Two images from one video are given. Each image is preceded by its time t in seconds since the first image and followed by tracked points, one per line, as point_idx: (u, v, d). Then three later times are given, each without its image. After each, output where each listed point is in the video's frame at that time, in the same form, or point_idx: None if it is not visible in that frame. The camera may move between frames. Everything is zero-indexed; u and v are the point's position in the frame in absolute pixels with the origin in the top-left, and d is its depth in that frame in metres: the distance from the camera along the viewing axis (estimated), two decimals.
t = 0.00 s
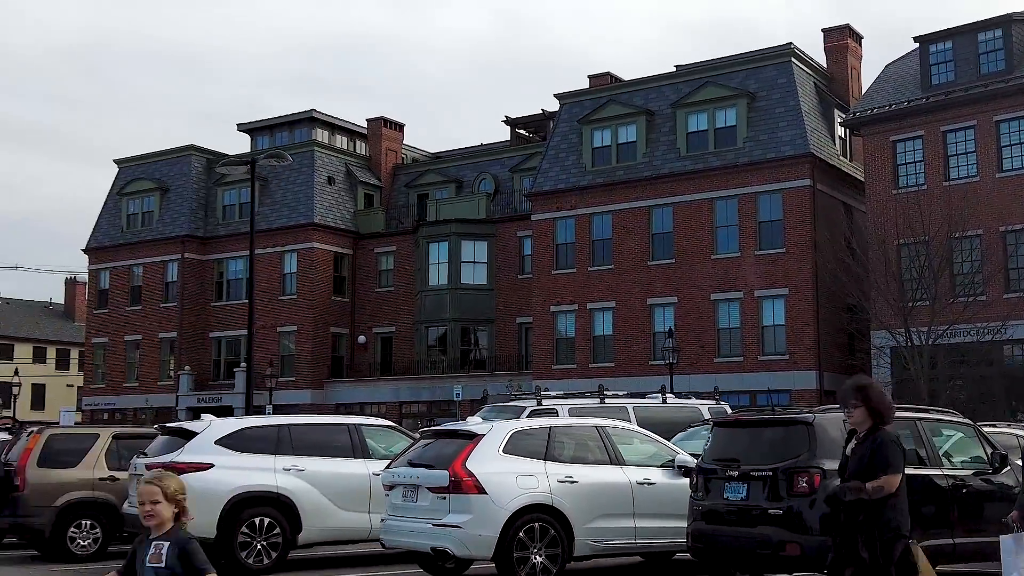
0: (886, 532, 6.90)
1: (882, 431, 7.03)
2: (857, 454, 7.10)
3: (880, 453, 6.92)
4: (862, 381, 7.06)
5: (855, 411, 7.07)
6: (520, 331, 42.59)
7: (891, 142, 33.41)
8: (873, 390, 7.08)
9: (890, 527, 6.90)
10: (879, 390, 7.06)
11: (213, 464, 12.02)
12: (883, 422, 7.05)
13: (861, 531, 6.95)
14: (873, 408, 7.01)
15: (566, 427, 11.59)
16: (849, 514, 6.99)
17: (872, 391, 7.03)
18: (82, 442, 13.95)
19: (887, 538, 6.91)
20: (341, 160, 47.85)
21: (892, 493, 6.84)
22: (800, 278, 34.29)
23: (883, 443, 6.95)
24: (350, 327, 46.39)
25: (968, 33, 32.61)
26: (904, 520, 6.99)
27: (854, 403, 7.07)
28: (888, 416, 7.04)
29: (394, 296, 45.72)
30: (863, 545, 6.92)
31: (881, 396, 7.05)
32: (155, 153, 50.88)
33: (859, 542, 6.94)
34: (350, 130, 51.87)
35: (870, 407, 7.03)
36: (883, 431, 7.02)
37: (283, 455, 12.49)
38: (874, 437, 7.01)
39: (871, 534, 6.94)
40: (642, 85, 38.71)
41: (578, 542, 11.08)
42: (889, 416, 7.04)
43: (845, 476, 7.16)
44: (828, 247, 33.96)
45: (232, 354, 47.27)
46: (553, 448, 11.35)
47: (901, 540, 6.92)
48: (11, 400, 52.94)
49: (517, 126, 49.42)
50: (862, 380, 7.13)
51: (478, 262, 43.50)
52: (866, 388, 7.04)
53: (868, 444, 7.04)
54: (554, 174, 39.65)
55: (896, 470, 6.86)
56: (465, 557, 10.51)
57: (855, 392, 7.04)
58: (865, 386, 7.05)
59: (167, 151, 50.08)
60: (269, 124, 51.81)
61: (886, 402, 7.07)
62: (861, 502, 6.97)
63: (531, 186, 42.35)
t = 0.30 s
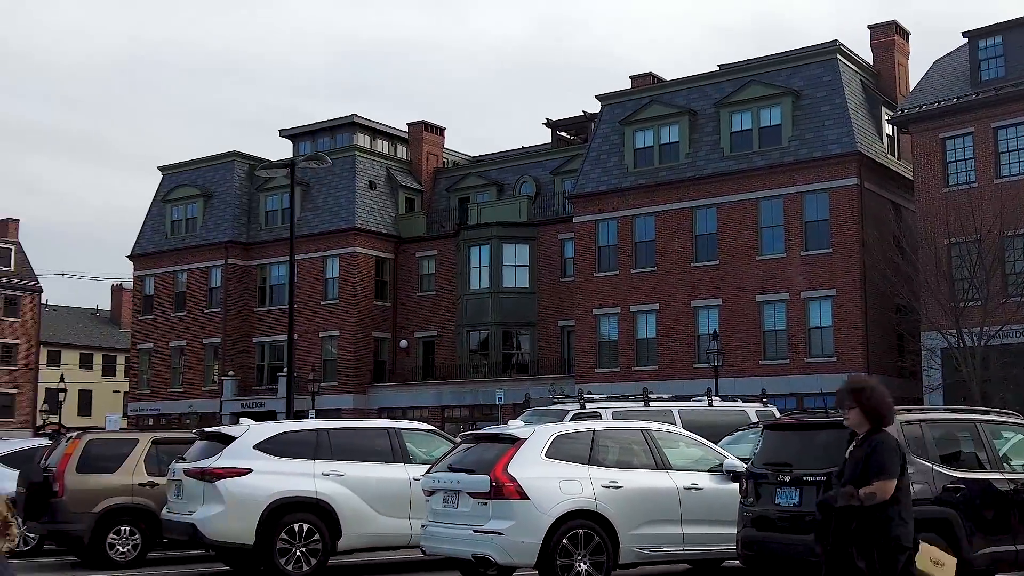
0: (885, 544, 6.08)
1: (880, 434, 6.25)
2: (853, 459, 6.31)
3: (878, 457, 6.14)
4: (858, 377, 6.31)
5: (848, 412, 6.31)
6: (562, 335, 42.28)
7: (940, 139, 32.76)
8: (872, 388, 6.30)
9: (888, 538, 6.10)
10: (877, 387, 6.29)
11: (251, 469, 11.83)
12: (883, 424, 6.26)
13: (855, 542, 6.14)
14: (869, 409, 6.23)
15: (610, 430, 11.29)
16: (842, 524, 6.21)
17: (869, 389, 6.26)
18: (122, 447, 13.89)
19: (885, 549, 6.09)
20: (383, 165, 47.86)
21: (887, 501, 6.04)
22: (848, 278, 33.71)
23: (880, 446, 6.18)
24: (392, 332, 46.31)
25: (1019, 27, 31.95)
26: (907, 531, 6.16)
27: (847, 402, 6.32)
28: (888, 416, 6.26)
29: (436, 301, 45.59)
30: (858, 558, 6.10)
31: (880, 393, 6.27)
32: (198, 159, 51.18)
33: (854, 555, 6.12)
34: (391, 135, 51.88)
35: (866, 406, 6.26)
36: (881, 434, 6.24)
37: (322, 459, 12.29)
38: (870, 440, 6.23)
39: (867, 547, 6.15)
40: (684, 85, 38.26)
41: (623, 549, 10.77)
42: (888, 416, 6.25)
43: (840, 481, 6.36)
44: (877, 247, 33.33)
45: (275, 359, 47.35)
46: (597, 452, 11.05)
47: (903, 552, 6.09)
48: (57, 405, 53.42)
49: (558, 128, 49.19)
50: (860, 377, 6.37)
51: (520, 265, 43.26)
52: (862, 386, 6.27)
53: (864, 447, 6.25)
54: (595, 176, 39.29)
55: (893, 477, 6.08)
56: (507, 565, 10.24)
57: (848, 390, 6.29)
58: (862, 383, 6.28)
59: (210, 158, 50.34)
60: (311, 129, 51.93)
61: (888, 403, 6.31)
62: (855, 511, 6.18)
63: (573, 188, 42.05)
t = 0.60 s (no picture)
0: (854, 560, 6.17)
1: (849, 447, 6.28)
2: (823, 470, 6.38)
3: (846, 474, 6.19)
4: (827, 390, 6.34)
5: (817, 425, 6.35)
6: (585, 339, 41.92)
7: (969, 140, 32.26)
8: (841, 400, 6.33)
9: (859, 556, 6.16)
10: (846, 400, 6.31)
11: (267, 476, 11.58)
12: (851, 437, 6.30)
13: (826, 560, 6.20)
14: (836, 423, 6.28)
15: (633, 437, 10.98)
16: (814, 542, 6.25)
17: (837, 402, 6.29)
18: (136, 453, 13.73)
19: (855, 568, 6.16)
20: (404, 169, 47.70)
21: (858, 519, 6.11)
22: (875, 281, 33.24)
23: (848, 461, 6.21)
24: (414, 336, 46.11)
25: None
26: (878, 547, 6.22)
27: (815, 416, 6.36)
28: (857, 429, 6.28)
29: (457, 305, 45.34)
30: None
31: (850, 407, 6.29)
32: (220, 164, 51.21)
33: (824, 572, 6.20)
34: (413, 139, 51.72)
35: (834, 419, 6.30)
36: (850, 446, 6.28)
37: (338, 466, 12.02)
38: (839, 454, 6.27)
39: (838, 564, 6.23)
40: (707, 87, 37.88)
41: (648, 560, 10.43)
42: (857, 428, 6.29)
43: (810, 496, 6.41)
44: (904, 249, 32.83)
45: (297, 363, 47.22)
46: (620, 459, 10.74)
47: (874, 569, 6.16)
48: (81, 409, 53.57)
49: (580, 131, 48.86)
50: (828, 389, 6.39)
51: (542, 269, 42.94)
52: (832, 399, 6.32)
53: (833, 461, 6.30)
54: (618, 179, 38.95)
55: (863, 494, 6.13)
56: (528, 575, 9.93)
57: (817, 402, 6.35)
58: (831, 396, 6.32)
59: (232, 163, 50.35)
60: (333, 134, 51.86)
61: (856, 417, 6.32)
62: (826, 528, 6.24)
63: (595, 191, 41.69)
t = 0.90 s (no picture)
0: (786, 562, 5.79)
1: (784, 441, 5.99)
2: (754, 468, 6.04)
3: (780, 468, 5.84)
4: (762, 382, 6.12)
5: (751, 418, 6.09)
6: (591, 342, 41.61)
7: (979, 140, 31.90)
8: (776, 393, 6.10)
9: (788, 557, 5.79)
10: (782, 393, 6.07)
11: (261, 481, 11.29)
12: (786, 432, 6.03)
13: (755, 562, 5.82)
14: (771, 415, 6.02)
15: (637, 439, 10.69)
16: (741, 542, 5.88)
17: (772, 393, 6.06)
18: (131, 457, 13.44)
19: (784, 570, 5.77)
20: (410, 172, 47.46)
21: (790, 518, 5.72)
22: (884, 283, 32.89)
23: (783, 455, 5.89)
24: (419, 340, 45.85)
25: None
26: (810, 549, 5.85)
27: (749, 407, 6.10)
28: (791, 424, 6.01)
29: (463, 308, 45.06)
30: None
31: (784, 399, 6.07)
32: (225, 167, 51.03)
33: None
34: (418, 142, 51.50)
35: (769, 412, 6.05)
36: (785, 441, 5.99)
37: (335, 471, 11.73)
38: (772, 448, 5.94)
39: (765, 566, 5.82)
40: (714, 88, 37.54)
41: (652, 567, 10.11)
42: (792, 424, 6.02)
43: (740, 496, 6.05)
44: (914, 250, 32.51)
45: (302, 367, 46.93)
46: (623, 463, 10.44)
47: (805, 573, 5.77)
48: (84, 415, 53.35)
49: (586, 134, 48.59)
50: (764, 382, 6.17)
51: (548, 272, 42.63)
52: (768, 390, 6.09)
53: (765, 457, 5.97)
54: (624, 181, 38.63)
55: (796, 489, 5.77)
56: None
57: (751, 394, 6.09)
58: (766, 387, 6.09)
59: (237, 166, 50.16)
60: (339, 137, 51.64)
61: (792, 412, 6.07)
62: (755, 529, 5.85)
63: (601, 193, 41.39)
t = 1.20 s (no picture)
0: None
1: (711, 466, 5.69)
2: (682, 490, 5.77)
3: (705, 497, 5.56)
4: (686, 401, 5.76)
5: (676, 441, 5.75)
6: (595, 352, 41.26)
7: (987, 148, 31.57)
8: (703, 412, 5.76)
9: None
10: (707, 411, 5.74)
11: (253, 495, 10.95)
12: (714, 454, 5.73)
13: None
14: (699, 439, 5.70)
15: (640, 452, 10.36)
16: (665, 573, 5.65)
17: (697, 415, 5.72)
18: (122, 470, 13.12)
19: None
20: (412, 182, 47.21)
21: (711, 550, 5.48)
22: (891, 293, 32.55)
23: (708, 482, 5.59)
24: (422, 350, 45.53)
25: None
26: None
27: (672, 430, 5.78)
28: (716, 445, 5.71)
29: (466, 319, 44.74)
30: None
31: (710, 418, 5.75)
32: (227, 177, 50.79)
33: None
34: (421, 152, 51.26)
35: (694, 432, 5.73)
36: (711, 466, 5.68)
37: (330, 484, 11.40)
38: (698, 473, 5.67)
39: None
40: (719, 96, 37.23)
41: None
42: (718, 445, 5.72)
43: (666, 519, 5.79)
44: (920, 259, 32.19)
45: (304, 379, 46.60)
46: (626, 475, 10.11)
47: None
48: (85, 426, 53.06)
49: (589, 143, 48.33)
50: (691, 399, 5.82)
51: (552, 282, 42.33)
52: (694, 410, 5.74)
53: (691, 481, 5.69)
54: (628, 190, 38.31)
55: (720, 518, 5.50)
56: None
57: (676, 414, 5.76)
58: (692, 407, 5.74)
59: (239, 177, 49.95)
60: (341, 146, 51.39)
61: (721, 432, 5.75)
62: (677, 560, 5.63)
63: (605, 202, 41.10)
